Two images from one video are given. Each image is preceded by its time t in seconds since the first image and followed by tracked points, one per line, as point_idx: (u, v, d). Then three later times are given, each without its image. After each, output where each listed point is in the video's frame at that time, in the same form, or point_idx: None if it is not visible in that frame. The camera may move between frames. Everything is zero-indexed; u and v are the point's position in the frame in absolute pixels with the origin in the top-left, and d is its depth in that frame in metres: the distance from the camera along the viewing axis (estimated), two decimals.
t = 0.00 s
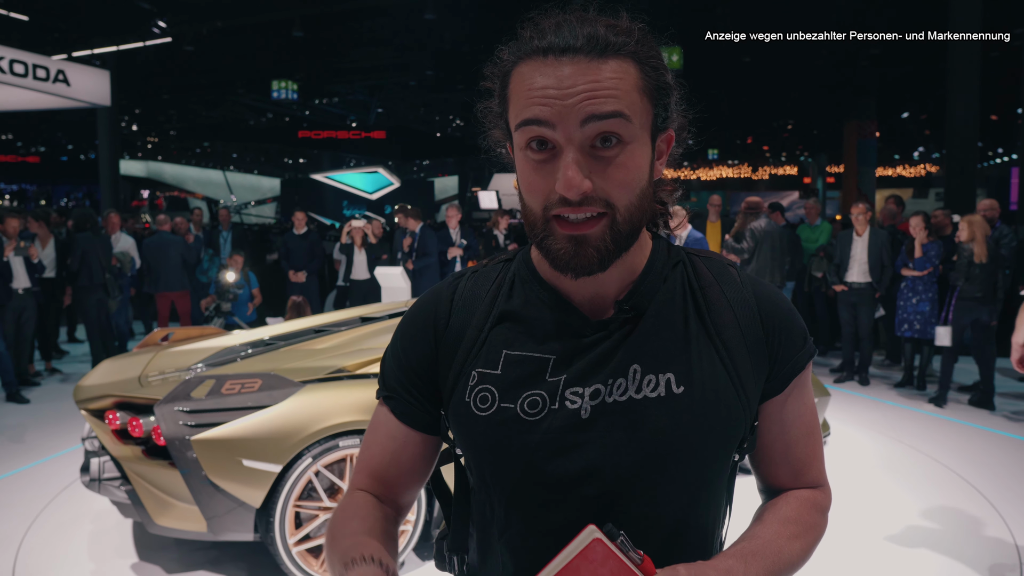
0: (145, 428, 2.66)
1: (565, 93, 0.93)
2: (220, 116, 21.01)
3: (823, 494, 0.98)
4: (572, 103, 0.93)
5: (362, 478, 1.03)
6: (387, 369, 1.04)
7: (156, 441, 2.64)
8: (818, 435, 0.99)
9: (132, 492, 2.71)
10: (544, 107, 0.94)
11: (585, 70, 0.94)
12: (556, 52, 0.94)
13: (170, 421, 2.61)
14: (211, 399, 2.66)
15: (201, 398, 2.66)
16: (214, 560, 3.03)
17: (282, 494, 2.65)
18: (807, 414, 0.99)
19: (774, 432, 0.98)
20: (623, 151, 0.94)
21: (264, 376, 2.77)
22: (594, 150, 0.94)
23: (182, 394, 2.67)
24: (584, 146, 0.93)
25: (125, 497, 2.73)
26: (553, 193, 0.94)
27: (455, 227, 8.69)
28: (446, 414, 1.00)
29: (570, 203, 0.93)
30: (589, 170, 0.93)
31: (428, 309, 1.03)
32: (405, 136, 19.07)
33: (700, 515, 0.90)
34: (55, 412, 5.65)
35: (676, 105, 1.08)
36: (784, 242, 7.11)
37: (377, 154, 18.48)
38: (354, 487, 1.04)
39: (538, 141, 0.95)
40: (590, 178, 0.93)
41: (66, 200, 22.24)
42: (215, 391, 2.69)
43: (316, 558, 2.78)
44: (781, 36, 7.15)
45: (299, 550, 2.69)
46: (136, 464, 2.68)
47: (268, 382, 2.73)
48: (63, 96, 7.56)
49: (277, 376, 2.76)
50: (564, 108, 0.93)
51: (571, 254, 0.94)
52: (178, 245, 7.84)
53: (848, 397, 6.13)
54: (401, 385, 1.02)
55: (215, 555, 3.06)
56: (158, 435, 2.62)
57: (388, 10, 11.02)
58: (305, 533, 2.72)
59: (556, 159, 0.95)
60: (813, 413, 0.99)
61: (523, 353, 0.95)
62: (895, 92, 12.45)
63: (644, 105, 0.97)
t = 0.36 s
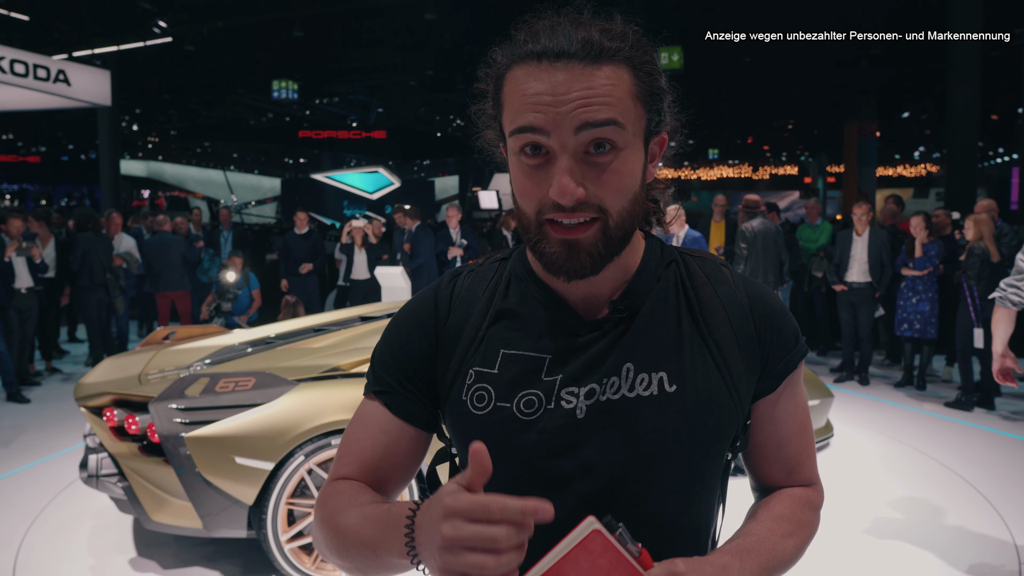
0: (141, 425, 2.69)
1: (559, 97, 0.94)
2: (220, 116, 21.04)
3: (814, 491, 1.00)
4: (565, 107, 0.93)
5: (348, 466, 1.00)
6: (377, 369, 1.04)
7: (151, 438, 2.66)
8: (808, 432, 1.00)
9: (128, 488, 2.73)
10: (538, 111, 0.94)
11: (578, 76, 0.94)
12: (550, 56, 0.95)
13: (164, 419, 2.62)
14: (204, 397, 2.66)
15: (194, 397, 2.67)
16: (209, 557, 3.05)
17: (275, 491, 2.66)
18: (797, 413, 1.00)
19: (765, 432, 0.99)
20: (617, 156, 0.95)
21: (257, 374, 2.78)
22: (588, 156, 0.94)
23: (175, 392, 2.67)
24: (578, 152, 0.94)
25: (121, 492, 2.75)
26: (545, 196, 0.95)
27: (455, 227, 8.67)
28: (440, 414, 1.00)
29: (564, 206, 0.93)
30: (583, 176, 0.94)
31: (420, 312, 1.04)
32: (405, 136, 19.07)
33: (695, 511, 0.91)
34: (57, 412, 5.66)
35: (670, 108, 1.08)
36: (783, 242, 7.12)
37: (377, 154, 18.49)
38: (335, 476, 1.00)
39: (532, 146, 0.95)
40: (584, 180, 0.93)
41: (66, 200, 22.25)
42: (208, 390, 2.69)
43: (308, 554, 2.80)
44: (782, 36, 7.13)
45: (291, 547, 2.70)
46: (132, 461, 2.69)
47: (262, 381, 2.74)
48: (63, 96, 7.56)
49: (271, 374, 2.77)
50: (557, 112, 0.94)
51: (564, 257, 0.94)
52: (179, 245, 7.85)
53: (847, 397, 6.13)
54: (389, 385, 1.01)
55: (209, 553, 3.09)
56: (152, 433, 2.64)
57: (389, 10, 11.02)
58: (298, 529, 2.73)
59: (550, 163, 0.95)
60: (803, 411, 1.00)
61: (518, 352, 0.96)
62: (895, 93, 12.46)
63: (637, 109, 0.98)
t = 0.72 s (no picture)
0: (137, 423, 2.70)
1: (571, 87, 0.94)
2: (220, 116, 21.04)
3: (813, 498, 1.01)
4: (577, 97, 0.94)
5: (375, 468, 1.07)
6: (381, 367, 1.05)
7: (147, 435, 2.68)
8: (809, 438, 1.01)
9: (125, 484, 2.74)
10: (549, 103, 0.95)
11: (590, 66, 0.94)
12: (563, 46, 0.96)
13: (159, 416, 2.63)
14: (199, 395, 2.68)
15: (189, 394, 2.68)
16: (203, 554, 3.07)
17: (268, 488, 2.67)
18: (799, 417, 1.00)
19: (766, 434, 1.00)
20: (626, 149, 0.95)
21: (252, 372, 2.79)
22: (597, 147, 0.95)
23: (171, 389, 2.68)
24: (587, 143, 0.94)
25: (118, 489, 2.76)
26: (552, 188, 0.95)
27: (456, 227, 8.65)
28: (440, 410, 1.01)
29: (572, 197, 0.94)
30: (592, 167, 0.94)
31: (420, 309, 1.04)
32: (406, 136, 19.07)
33: (691, 512, 0.92)
34: (57, 411, 5.65)
35: (678, 107, 1.09)
36: (784, 242, 7.12)
37: (377, 154, 18.50)
38: (367, 477, 1.08)
39: (541, 136, 0.96)
40: (592, 172, 0.94)
41: (66, 199, 22.28)
42: (203, 387, 2.71)
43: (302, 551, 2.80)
44: (781, 36, 7.12)
45: (284, 543, 2.71)
46: (129, 458, 2.70)
47: (256, 379, 2.76)
48: (64, 96, 7.58)
49: (265, 373, 2.79)
50: (568, 104, 0.94)
51: (570, 251, 0.95)
52: (180, 244, 7.85)
53: (848, 397, 6.12)
54: (390, 385, 1.04)
55: (203, 549, 3.11)
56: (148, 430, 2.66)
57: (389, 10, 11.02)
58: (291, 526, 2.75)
59: (560, 154, 0.95)
60: (806, 415, 1.01)
61: (518, 352, 0.96)
62: (895, 93, 12.46)
63: (648, 103, 0.98)
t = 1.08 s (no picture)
0: (134, 421, 2.73)
1: (562, 90, 0.95)
2: (221, 116, 21.07)
3: (830, 503, 0.99)
4: (567, 99, 0.95)
5: (355, 464, 1.07)
6: (379, 366, 1.07)
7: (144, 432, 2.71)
8: (821, 437, 0.99)
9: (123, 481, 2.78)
10: (539, 105, 0.96)
11: (582, 70, 0.95)
12: (554, 49, 0.97)
13: (154, 415, 2.65)
14: (194, 393, 2.71)
15: (184, 392, 2.71)
16: (199, 550, 3.09)
17: (262, 485, 2.69)
18: (811, 415, 1.00)
19: (771, 433, 1.00)
20: (617, 152, 0.96)
21: (247, 371, 2.82)
22: (588, 150, 0.96)
23: (166, 387, 2.71)
24: (577, 146, 0.96)
25: (117, 486, 2.80)
26: (544, 190, 0.96)
27: (456, 227, 8.64)
28: (437, 408, 1.02)
29: (563, 200, 0.95)
30: (583, 170, 0.95)
31: (420, 307, 1.05)
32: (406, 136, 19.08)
33: (690, 507, 0.93)
34: (57, 412, 5.65)
35: (672, 109, 1.09)
36: (784, 242, 7.14)
37: (378, 154, 18.52)
38: (343, 471, 1.07)
39: (533, 139, 0.97)
40: (581, 173, 0.95)
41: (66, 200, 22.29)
42: (198, 385, 2.73)
43: (295, 549, 2.81)
44: (781, 36, 7.11)
45: (278, 540, 2.72)
46: (127, 454, 2.74)
47: (251, 378, 2.78)
48: (64, 96, 7.59)
49: (260, 372, 2.81)
50: (558, 107, 0.95)
51: (561, 252, 0.96)
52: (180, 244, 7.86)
53: (847, 396, 6.12)
54: (385, 382, 1.05)
55: (199, 546, 3.13)
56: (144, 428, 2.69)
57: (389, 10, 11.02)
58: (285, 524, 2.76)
59: (550, 157, 0.97)
60: (815, 414, 1.00)
61: (514, 350, 0.97)
62: (895, 93, 12.47)
63: (638, 106, 0.99)
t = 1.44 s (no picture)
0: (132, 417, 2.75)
1: (564, 88, 0.96)
2: (221, 116, 21.08)
3: (818, 498, 1.01)
4: (568, 98, 0.96)
5: (385, 468, 1.09)
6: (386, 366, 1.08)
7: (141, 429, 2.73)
8: (813, 435, 1.01)
9: (121, 477, 2.79)
10: (541, 104, 0.97)
11: (583, 69, 0.96)
12: (555, 48, 0.97)
13: (151, 411, 2.68)
14: (191, 390, 2.73)
15: (181, 389, 2.74)
16: (195, 546, 3.13)
17: (257, 482, 2.72)
18: (804, 414, 1.01)
19: (769, 432, 1.00)
20: (618, 150, 0.97)
21: (243, 369, 2.85)
22: (590, 148, 0.96)
23: (164, 384, 2.74)
24: (580, 144, 0.96)
25: (115, 482, 2.81)
26: (546, 189, 0.97)
27: (457, 227, 8.62)
28: (440, 407, 1.03)
29: (565, 198, 0.95)
30: (584, 168, 0.96)
31: (425, 306, 1.06)
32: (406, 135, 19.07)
33: (692, 505, 0.93)
34: (57, 412, 5.64)
35: (672, 108, 1.10)
36: (785, 242, 7.15)
37: (378, 154, 18.54)
38: (377, 477, 1.10)
39: (535, 137, 0.97)
40: (583, 171, 0.95)
41: (66, 199, 22.31)
42: (195, 382, 2.76)
43: (290, 545, 2.84)
44: (782, 35, 7.10)
45: (273, 537, 2.75)
46: (126, 451, 2.76)
47: (247, 375, 2.81)
48: (65, 96, 7.60)
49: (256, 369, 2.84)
50: (561, 105, 0.96)
51: (564, 251, 0.96)
52: (182, 244, 7.88)
53: (848, 396, 6.12)
54: (394, 382, 1.06)
55: (195, 543, 3.16)
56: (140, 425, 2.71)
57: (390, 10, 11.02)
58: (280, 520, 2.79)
59: (552, 155, 0.97)
60: (810, 414, 1.01)
61: (516, 348, 0.98)
62: (895, 93, 12.46)
63: (640, 105, 1.00)
